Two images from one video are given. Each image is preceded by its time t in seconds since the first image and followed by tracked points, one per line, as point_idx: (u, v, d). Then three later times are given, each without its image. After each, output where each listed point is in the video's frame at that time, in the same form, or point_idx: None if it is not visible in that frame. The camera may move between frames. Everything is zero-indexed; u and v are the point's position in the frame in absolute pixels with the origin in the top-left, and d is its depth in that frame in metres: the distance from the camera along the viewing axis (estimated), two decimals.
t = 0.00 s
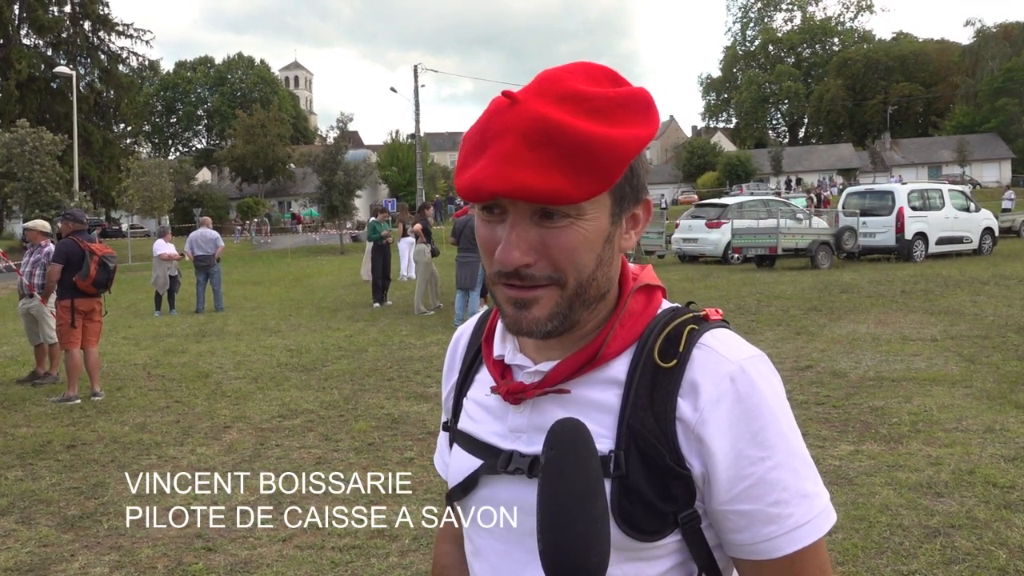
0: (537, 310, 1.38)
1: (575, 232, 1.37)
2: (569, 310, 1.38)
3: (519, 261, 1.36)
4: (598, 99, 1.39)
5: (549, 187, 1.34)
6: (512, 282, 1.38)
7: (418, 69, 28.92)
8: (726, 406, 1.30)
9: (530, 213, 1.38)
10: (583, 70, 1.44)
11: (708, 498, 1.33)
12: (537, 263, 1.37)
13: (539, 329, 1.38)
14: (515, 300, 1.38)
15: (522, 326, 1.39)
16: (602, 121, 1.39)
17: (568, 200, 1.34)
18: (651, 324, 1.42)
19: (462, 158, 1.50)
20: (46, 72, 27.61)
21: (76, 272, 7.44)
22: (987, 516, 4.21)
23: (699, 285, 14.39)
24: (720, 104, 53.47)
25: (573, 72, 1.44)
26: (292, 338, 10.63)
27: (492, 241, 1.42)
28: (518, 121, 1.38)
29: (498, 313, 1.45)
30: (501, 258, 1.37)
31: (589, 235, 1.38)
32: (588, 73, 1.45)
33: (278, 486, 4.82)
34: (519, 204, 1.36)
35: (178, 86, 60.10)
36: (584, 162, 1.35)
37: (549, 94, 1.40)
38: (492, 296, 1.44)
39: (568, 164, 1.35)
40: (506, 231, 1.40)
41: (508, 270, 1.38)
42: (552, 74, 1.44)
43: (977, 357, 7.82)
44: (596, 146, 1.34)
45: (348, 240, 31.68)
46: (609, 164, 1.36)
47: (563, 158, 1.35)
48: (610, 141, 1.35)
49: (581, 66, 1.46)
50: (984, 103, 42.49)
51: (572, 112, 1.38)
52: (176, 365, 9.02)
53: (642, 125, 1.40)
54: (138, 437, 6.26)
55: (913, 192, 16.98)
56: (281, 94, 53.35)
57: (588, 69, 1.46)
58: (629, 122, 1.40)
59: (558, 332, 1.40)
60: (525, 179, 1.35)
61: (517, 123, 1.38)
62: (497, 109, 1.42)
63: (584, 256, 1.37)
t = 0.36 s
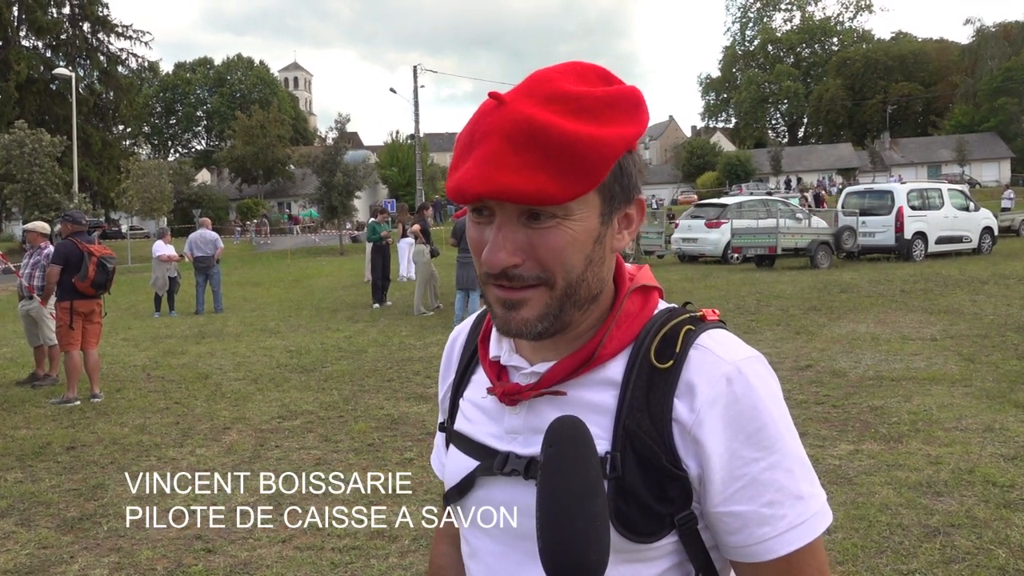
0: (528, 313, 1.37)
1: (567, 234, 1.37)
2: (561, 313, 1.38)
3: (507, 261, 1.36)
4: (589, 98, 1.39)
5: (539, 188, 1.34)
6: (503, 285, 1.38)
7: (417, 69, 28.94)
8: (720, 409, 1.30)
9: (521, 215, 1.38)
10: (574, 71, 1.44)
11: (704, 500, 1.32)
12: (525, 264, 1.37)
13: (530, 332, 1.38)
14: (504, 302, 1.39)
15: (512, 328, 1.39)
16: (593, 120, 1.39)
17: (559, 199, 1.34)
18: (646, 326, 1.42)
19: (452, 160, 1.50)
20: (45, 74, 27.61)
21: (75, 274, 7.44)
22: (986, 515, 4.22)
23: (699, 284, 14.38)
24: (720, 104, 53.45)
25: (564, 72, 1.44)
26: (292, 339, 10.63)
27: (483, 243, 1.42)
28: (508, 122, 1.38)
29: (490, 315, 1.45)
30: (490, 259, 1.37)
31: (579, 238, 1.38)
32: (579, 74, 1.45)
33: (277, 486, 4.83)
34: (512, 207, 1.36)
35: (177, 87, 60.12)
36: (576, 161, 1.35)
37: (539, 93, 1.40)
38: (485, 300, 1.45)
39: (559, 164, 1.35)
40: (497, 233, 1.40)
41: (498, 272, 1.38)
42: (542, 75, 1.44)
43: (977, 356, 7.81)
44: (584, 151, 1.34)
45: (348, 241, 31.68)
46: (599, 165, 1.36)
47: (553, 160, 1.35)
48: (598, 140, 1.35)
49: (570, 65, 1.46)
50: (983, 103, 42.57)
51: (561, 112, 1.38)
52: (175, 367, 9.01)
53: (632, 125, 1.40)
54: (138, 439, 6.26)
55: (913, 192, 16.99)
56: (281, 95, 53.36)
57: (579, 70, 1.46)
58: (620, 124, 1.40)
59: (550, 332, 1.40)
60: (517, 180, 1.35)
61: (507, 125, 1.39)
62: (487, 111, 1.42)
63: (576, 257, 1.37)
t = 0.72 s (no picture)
0: (531, 318, 1.37)
1: (569, 238, 1.37)
2: (563, 317, 1.38)
3: (514, 265, 1.36)
4: (598, 101, 1.39)
5: (542, 190, 1.34)
6: (506, 288, 1.38)
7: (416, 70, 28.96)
8: (719, 411, 1.30)
9: (524, 217, 1.38)
10: (577, 71, 1.44)
11: (701, 502, 1.32)
12: (529, 268, 1.36)
13: (532, 336, 1.39)
14: (507, 306, 1.39)
15: (513, 332, 1.39)
16: (600, 123, 1.39)
17: (561, 202, 1.34)
18: (644, 326, 1.42)
19: (455, 159, 1.50)
20: (43, 76, 27.59)
21: (73, 275, 7.43)
22: (985, 513, 4.22)
23: (698, 284, 14.37)
24: (718, 103, 53.45)
25: (570, 72, 1.44)
26: (291, 340, 10.62)
27: (485, 245, 1.41)
28: (514, 124, 1.38)
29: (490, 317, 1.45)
30: (496, 262, 1.37)
31: (582, 240, 1.38)
32: (582, 72, 1.45)
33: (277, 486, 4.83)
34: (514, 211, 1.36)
35: (176, 88, 60.12)
36: (580, 163, 1.35)
37: (545, 94, 1.40)
38: (485, 301, 1.45)
39: (562, 165, 1.35)
40: (501, 236, 1.39)
41: (500, 276, 1.38)
42: (546, 74, 1.44)
43: (976, 355, 7.82)
44: (588, 154, 1.34)
45: (347, 241, 31.66)
46: (602, 168, 1.35)
47: (556, 164, 1.35)
48: (602, 144, 1.35)
49: (575, 65, 1.46)
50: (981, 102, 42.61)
51: (566, 114, 1.38)
52: (174, 368, 9.01)
53: (640, 128, 1.40)
54: (137, 440, 6.26)
55: (912, 190, 17.00)
56: (280, 96, 53.37)
57: (582, 69, 1.46)
58: (626, 127, 1.40)
59: (552, 335, 1.40)
60: (521, 183, 1.35)
61: (512, 126, 1.38)
62: (491, 111, 1.42)
63: (577, 261, 1.37)
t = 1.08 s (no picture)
0: (538, 316, 1.37)
1: (578, 236, 1.37)
2: (570, 315, 1.38)
3: (524, 264, 1.36)
4: (609, 100, 1.39)
5: (550, 189, 1.34)
6: (514, 286, 1.38)
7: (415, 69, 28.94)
8: (726, 413, 1.30)
9: (534, 216, 1.38)
10: (588, 68, 1.43)
11: (704, 503, 1.32)
12: (539, 267, 1.36)
13: (538, 333, 1.38)
14: (514, 303, 1.38)
15: (520, 330, 1.39)
16: (611, 121, 1.39)
17: (573, 200, 1.34)
18: (650, 327, 1.42)
19: (461, 156, 1.50)
20: (42, 77, 27.57)
21: (73, 277, 7.42)
22: (986, 511, 4.21)
23: (698, 283, 14.35)
24: (717, 102, 53.46)
25: (581, 69, 1.43)
26: (291, 340, 10.62)
27: (494, 243, 1.41)
28: (523, 121, 1.38)
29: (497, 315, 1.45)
30: (505, 260, 1.37)
31: (591, 239, 1.37)
32: (592, 69, 1.45)
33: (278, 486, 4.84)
34: (524, 209, 1.36)
35: (175, 89, 60.11)
36: (589, 160, 1.35)
37: (554, 93, 1.40)
38: (490, 298, 1.44)
39: (570, 164, 1.35)
40: (510, 234, 1.40)
41: (508, 273, 1.38)
42: (554, 71, 1.44)
43: (976, 352, 7.81)
44: (596, 152, 1.34)
45: (347, 241, 31.66)
46: (609, 167, 1.35)
47: (568, 162, 1.35)
48: (612, 142, 1.35)
49: (585, 63, 1.46)
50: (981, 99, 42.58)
51: (578, 113, 1.38)
52: (174, 369, 9.01)
53: (649, 127, 1.40)
54: (138, 441, 6.26)
55: (911, 188, 16.98)
56: (279, 97, 53.36)
57: (593, 67, 1.45)
58: (636, 124, 1.40)
59: (558, 333, 1.39)
60: (531, 180, 1.35)
61: (522, 123, 1.38)
62: (503, 107, 1.42)
63: (585, 260, 1.37)
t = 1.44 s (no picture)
0: (544, 313, 1.38)
1: (583, 232, 1.37)
2: (576, 311, 1.38)
3: (528, 260, 1.36)
4: (611, 96, 1.39)
5: (555, 185, 1.35)
6: (519, 284, 1.38)
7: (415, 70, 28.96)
8: (731, 415, 1.30)
9: (538, 214, 1.39)
10: (590, 65, 1.44)
11: (709, 506, 1.33)
12: (543, 265, 1.37)
13: (544, 330, 1.39)
14: (520, 300, 1.39)
15: (527, 327, 1.39)
16: (614, 116, 1.39)
17: (577, 199, 1.34)
18: (655, 329, 1.42)
19: (464, 153, 1.50)
20: (42, 78, 27.60)
21: (74, 277, 7.43)
22: (986, 510, 4.22)
23: (698, 282, 14.34)
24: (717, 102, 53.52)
25: (584, 66, 1.44)
26: (291, 340, 10.62)
27: (499, 242, 1.42)
28: (527, 116, 1.38)
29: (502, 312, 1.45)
30: (510, 258, 1.38)
31: (594, 235, 1.38)
32: (596, 66, 1.45)
33: (278, 486, 4.85)
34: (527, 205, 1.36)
35: (175, 89, 60.16)
36: (591, 158, 1.35)
37: (557, 90, 1.40)
38: (495, 295, 1.45)
39: (575, 162, 1.35)
40: (514, 231, 1.40)
41: (513, 271, 1.38)
42: (557, 69, 1.44)
43: (976, 352, 7.82)
44: (600, 148, 1.34)
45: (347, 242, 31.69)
46: (613, 166, 1.36)
47: (572, 159, 1.35)
48: (617, 138, 1.35)
49: (588, 60, 1.46)
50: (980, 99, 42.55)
51: (582, 109, 1.38)
52: (174, 369, 9.02)
53: (653, 123, 1.41)
54: (138, 442, 6.26)
55: (911, 187, 16.99)
56: (279, 97, 53.40)
57: (595, 65, 1.46)
58: (641, 121, 1.40)
59: (565, 331, 1.40)
60: (533, 176, 1.35)
61: (526, 120, 1.39)
62: (506, 103, 1.42)
63: (589, 257, 1.38)
